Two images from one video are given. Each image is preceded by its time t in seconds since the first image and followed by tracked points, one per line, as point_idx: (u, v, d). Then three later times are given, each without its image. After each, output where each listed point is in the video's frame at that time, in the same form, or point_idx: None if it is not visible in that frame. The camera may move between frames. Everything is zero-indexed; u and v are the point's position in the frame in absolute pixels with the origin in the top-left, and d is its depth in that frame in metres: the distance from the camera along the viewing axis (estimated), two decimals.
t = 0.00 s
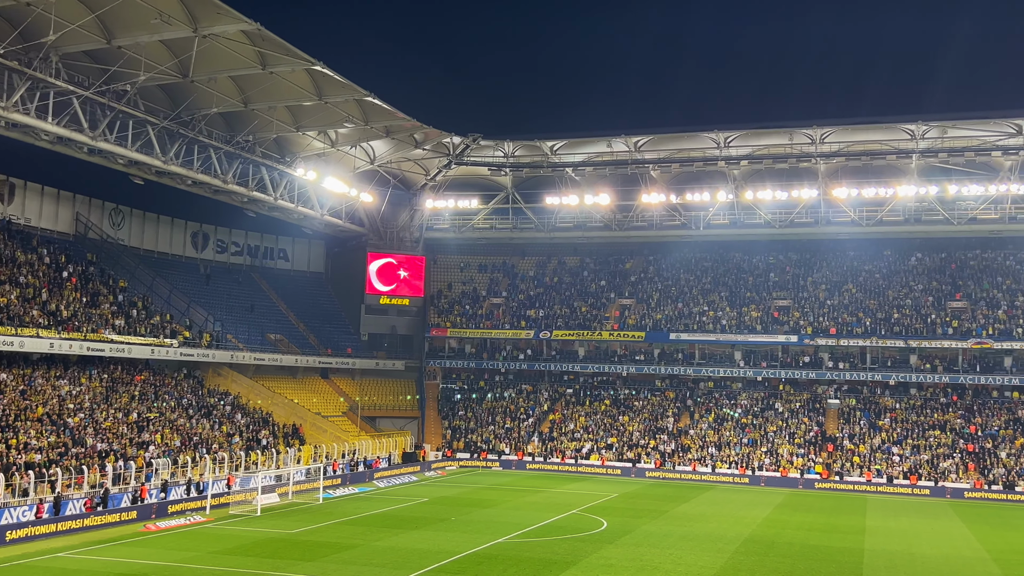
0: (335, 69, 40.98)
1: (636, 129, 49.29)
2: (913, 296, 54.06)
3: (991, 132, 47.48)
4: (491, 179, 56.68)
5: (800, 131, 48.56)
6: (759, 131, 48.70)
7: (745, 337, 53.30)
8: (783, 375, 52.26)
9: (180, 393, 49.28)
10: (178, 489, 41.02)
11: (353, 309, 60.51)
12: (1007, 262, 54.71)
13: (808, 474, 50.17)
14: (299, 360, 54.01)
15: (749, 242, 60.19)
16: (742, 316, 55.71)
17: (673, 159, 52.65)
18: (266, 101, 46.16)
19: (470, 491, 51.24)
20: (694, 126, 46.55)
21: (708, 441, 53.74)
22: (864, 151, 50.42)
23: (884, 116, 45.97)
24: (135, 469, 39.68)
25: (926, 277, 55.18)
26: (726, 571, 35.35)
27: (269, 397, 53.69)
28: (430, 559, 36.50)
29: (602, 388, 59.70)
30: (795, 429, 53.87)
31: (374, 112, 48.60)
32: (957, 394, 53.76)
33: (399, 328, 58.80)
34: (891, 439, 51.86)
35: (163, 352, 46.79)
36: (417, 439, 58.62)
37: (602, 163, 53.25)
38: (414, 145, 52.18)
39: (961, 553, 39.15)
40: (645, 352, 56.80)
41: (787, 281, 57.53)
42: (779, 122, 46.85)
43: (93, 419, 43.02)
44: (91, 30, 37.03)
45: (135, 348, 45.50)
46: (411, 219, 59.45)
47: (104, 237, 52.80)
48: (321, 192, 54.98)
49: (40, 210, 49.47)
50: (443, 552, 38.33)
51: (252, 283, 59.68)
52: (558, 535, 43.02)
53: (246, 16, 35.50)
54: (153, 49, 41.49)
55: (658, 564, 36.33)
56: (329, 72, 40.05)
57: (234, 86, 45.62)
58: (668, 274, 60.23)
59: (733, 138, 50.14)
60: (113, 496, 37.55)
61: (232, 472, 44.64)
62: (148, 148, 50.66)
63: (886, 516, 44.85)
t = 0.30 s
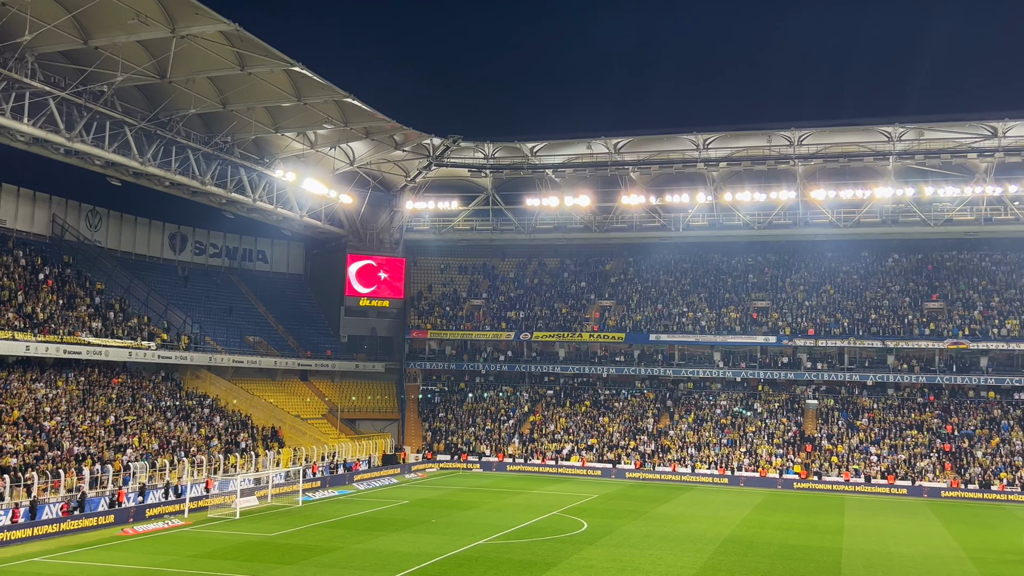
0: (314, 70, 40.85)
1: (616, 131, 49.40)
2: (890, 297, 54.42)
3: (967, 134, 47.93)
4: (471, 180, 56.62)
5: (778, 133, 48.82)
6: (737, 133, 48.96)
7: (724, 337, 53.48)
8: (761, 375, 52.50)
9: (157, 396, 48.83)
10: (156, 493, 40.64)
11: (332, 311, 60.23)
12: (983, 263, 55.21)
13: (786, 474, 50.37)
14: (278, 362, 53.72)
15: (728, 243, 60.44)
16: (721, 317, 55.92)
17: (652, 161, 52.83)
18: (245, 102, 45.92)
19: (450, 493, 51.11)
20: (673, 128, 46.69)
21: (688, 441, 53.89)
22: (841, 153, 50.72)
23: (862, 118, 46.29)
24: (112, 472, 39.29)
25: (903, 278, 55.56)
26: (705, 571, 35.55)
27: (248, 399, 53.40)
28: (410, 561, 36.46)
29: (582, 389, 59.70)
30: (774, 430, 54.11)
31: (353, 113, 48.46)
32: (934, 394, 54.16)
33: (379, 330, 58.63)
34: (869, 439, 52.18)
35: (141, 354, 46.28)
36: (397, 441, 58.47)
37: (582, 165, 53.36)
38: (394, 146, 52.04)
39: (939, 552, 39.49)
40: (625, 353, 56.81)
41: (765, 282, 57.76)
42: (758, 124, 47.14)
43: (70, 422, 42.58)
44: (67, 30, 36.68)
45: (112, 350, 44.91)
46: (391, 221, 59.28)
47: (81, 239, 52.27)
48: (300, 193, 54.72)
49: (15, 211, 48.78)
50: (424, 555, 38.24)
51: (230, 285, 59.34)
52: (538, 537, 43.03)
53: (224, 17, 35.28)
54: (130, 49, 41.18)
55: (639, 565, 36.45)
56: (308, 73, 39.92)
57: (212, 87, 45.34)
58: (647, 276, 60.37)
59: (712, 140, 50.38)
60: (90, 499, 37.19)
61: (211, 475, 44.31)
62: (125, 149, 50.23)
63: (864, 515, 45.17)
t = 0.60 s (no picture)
0: (294, 71, 40.69)
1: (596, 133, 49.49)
2: (868, 299, 54.75)
3: (944, 137, 48.37)
4: (452, 182, 56.54)
5: (757, 135, 49.07)
6: (716, 135, 49.18)
7: (703, 338, 53.67)
8: (741, 376, 52.74)
9: (135, 398, 48.36)
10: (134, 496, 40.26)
11: (312, 313, 59.85)
12: (960, 265, 55.64)
13: (765, 475, 50.57)
14: (258, 364, 53.38)
15: (707, 245, 60.63)
16: (701, 318, 56.11)
17: (632, 163, 53.05)
18: (224, 103, 45.64)
19: (430, 496, 50.97)
20: (653, 131, 46.88)
21: (668, 442, 54.01)
22: (820, 155, 51.00)
23: (839, 120, 46.60)
24: (89, 476, 38.89)
25: (880, 279, 55.92)
26: (685, 572, 35.71)
27: (227, 402, 53.02)
28: (391, 564, 36.39)
29: (563, 390, 59.68)
30: (753, 430, 54.32)
31: (333, 114, 48.28)
32: (911, 395, 54.52)
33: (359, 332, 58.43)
34: (847, 440, 52.47)
35: (119, 356, 45.80)
36: (377, 443, 58.27)
37: (562, 166, 53.42)
38: (374, 147, 51.89)
39: (916, 551, 39.85)
40: (605, 354, 56.86)
41: (745, 284, 57.95)
42: (737, 126, 47.48)
43: (47, 426, 42.13)
44: (44, 30, 36.30)
45: (89, 353, 44.41)
46: (372, 222, 59.09)
47: (58, 240, 51.53)
48: (279, 194, 54.43)
49: None
50: (404, 557, 38.18)
51: (209, 287, 58.91)
52: (518, 539, 43.03)
53: (203, 17, 35.10)
54: (108, 50, 40.83)
55: (619, 565, 36.60)
56: (288, 74, 39.76)
57: (191, 87, 45.03)
58: (628, 277, 60.49)
59: (692, 142, 50.69)
60: (67, 503, 36.82)
61: (189, 478, 43.96)
62: (102, 150, 49.80)
63: (843, 515, 45.46)
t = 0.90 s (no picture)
0: (272, 71, 40.50)
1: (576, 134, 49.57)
2: (845, 300, 55.09)
3: (920, 139, 48.80)
4: (432, 183, 56.43)
5: (735, 138, 49.32)
6: (695, 137, 49.40)
7: (682, 339, 53.85)
8: (719, 376, 52.99)
9: (112, 400, 47.89)
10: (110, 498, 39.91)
11: (291, 314, 59.50)
12: (936, 266, 56.07)
13: (744, 475, 50.77)
14: (236, 366, 53.10)
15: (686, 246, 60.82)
16: (680, 319, 56.30)
17: (612, 164, 53.23)
18: (202, 102, 45.35)
19: (410, 497, 50.86)
20: (632, 133, 47.03)
21: (648, 443, 54.14)
22: (797, 157, 51.27)
23: (817, 122, 46.87)
24: (64, 478, 38.51)
25: (858, 281, 56.31)
26: (665, 572, 35.86)
27: (205, 403, 52.64)
28: (370, 566, 36.31)
29: (543, 391, 59.67)
30: (732, 430, 54.54)
31: (312, 114, 48.06)
32: (888, 395, 54.87)
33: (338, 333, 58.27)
34: (825, 440, 52.77)
35: (95, 358, 45.33)
36: (357, 445, 58.08)
37: (542, 167, 53.45)
38: (354, 148, 51.73)
39: (892, 550, 40.22)
40: (585, 355, 56.92)
41: (723, 285, 58.15)
42: (715, 129, 47.72)
43: (22, 427, 41.63)
44: (19, 29, 35.78)
45: (65, 354, 43.92)
46: (352, 223, 58.90)
47: (34, 241, 50.79)
48: (258, 195, 54.15)
49: None
50: (384, 558, 38.10)
51: (187, 288, 58.51)
52: (498, 540, 43.03)
53: (181, 17, 34.90)
54: (84, 49, 40.44)
55: (598, 566, 36.74)
56: (266, 74, 39.59)
57: (168, 87, 44.69)
58: (608, 278, 60.62)
59: (671, 144, 50.88)
60: (42, 506, 36.45)
61: (166, 481, 43.60)
62: (78, 149, 49.33)
63: (820, 514, 45.77)
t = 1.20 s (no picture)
0: (250, 70, 40.32)
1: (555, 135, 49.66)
2: (821, 300, 55.46)
3: (895, 142, 49.24)
4: (410, 183, 56.28)
5: (713, 139, 49.57)
6: (674, 139, 49.62)
7: (660, 340, 54.05)
8: (697, 377, 53.24)
9: (87, 401, 47.38)
10: (85, 500, 39.53)
11: (268, 315, 59.14)
12: (911, 267, 56.56)
13: (721, 475, 51.05)
14: (212, 366, 52.79)
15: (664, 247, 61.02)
16: (658, 320, 56.48)
17: (590, 165, 53.38)
18: (178, 101, 45.00)
19: (388, 498, 50.71)
20: (610, 134, 47.17)
21: (626, 443, 54.25)
22: (774, 159, 51.63)
23: (793, 124, 47.17)
24: (38, 480, 38.06)
25: (834, 281, 56.71)
26: (642, 572, 36.02)
27: (181, 404, 52.21)
28: (348, 567, 36.23)
29: (522, 391, 59.67)
30: (709, 430, 54.75)
31: (290, 114, 47.82)
32: (864, 395, 55.29)
33: (316, 333, 58.11)
34: (801, 440, 53.08)
35: (70, 359, 44.79)
36: (334, 446, 57.83)
37: (521, 168, 53.46)
38: (332, 147, 51.56)
39: (867, 549, 40.59)
40: (564, 355, 56.96)
41: (701, 286, 58.40)
42: (692, 130, 47.96)
43: None
44: None
45: (39, 354, 43.33)
46: (329, 223, 58.70)
47: (6, 240, 49.63)
48: (235, 194, 53.83)
49: None
50: (361, 560, 37.99)
51: (163, 288, 58.02)
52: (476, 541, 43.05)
53: (158, 15, 34.64)
54: (59, 47, 39.99)
55: (576, 566, 36.84)
56: (244, 73, 39.41)
57: (144, 85, 44.31)
58: (586, 279, 60.75)
59: (649, 145, 51.03)
60: (15, 508, 36.00)
61: (142, 482, 43.22)
62: (52, 148, 48.78)
63: (796, 514, 46.08)
